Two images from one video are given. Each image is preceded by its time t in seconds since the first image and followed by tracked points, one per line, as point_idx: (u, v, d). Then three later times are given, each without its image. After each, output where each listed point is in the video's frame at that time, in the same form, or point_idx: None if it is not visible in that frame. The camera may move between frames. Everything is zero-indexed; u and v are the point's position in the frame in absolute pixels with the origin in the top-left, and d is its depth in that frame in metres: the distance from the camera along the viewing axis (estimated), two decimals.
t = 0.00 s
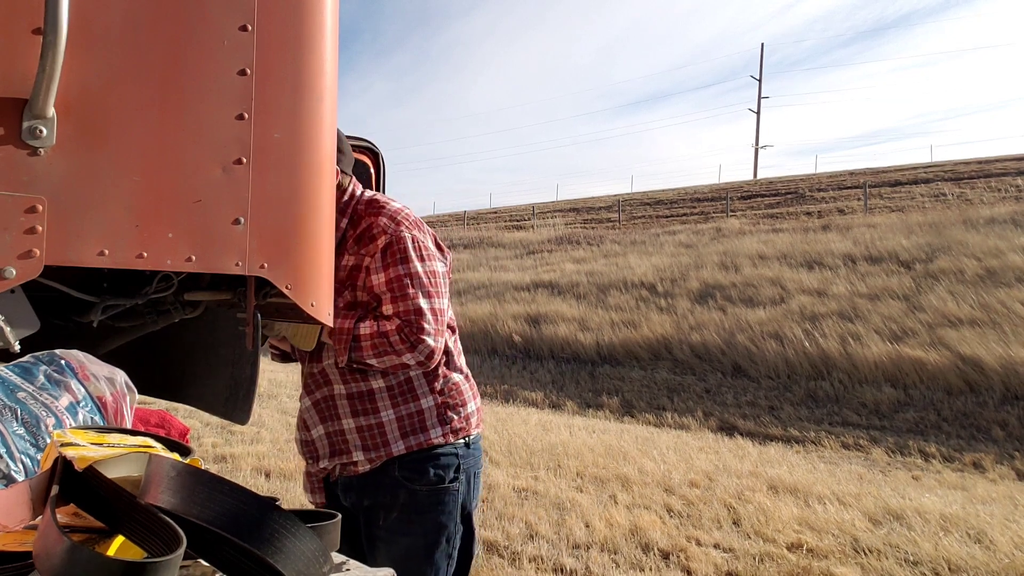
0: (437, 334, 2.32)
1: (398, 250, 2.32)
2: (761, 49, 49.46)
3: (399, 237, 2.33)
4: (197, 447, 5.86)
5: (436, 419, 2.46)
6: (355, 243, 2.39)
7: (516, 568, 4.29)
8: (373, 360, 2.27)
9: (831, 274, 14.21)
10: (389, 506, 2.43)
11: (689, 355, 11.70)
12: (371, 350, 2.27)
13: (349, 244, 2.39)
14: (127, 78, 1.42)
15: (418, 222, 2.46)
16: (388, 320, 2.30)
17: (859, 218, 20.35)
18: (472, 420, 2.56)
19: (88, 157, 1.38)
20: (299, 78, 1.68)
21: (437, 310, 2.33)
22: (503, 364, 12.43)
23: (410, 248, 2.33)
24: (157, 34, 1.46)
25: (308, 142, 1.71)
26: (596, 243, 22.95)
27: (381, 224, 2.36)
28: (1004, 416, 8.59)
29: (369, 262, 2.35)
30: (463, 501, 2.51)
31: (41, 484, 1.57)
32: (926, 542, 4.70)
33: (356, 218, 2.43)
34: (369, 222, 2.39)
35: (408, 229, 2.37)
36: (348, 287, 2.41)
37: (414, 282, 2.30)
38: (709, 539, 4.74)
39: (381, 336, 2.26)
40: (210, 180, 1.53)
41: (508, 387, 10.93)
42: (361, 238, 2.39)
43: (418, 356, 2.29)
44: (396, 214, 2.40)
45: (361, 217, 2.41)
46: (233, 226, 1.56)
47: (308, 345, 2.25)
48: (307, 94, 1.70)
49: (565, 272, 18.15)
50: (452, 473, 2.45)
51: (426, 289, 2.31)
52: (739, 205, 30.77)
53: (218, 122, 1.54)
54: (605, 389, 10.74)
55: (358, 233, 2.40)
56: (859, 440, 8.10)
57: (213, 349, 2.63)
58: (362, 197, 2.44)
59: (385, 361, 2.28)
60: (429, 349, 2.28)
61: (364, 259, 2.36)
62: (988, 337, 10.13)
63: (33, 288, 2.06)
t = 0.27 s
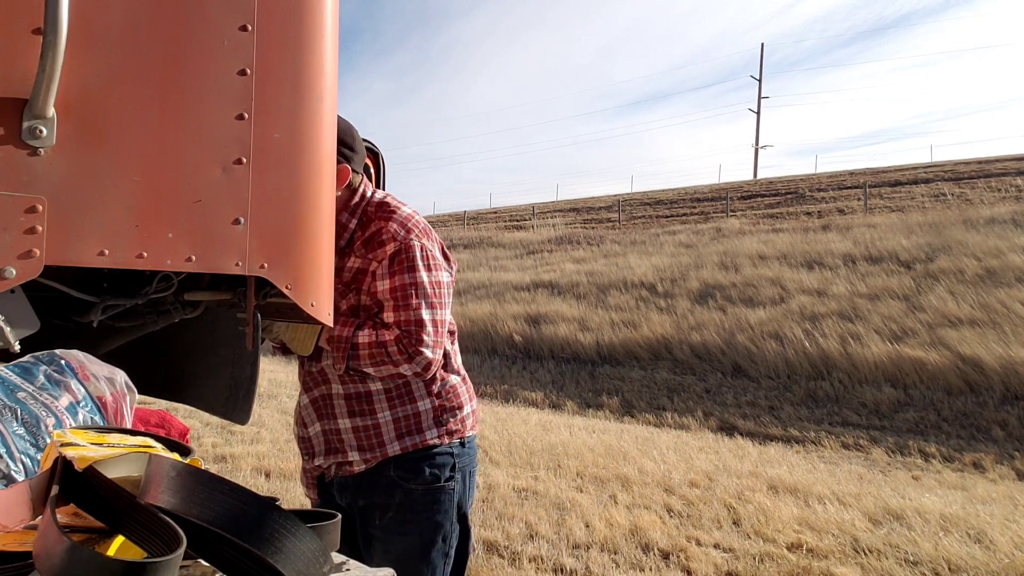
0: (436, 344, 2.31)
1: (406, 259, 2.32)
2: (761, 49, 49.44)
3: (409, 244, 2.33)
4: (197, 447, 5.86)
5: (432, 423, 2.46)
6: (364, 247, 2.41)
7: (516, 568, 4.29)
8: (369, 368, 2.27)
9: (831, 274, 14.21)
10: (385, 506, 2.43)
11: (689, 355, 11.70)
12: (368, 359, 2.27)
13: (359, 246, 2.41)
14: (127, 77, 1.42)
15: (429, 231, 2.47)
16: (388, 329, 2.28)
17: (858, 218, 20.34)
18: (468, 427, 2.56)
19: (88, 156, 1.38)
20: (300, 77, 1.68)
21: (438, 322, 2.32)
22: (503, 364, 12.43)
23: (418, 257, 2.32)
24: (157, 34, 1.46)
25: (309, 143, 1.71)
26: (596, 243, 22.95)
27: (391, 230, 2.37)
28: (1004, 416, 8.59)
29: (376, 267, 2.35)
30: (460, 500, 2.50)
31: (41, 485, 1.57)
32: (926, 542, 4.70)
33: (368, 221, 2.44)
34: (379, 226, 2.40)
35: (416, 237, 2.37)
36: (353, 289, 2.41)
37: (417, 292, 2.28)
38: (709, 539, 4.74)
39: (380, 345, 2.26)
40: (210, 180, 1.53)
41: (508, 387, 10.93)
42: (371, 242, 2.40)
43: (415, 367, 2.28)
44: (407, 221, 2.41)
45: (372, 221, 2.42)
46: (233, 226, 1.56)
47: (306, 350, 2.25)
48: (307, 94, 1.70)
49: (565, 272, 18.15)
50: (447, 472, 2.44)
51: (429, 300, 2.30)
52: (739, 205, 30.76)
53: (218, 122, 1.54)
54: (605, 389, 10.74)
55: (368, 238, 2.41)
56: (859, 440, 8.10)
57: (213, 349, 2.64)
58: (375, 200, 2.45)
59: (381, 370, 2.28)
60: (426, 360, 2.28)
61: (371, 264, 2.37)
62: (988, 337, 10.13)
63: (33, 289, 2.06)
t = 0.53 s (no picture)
0: (429, 361, 2.28)
1: (411, 271, 2.31)
2: (761, 49, 49.45)
3: (417, 258, 2.33)
4: (198, 447, 5.86)
5: (429, 427, 2.46)
6: (372, 256, 2.41)
7: (515, 568, 4.29)
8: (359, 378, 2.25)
9: (831, 274, 14.21)
10: (381, 507, 2.44)
11: (689, 355, 11.71)
12: (360, 368, 2.25)
13: (367, 255, 2.42)
14: (127, 77, 1.42)
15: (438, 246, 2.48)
16: (383, 340, 2.27)
17: (858, 218, 20.34)
18: (464, 435, 2.55)
19: (88, 156, 1.38)
20: (300, 78, 1.69)
21: (435, 337, 2.30)
22: (503, 364, 12.43)
23: (424, 271, 2.31)
24: (157, 34, 1.46)
25: (309, 143, 1.71)
26: (596, 243, 22.95)
27: (400, 241, 2.37)
28: (1004, 416, 8.59)
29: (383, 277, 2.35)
30: (456, 499, 2.51)
31: (41, 485, 1.57)
32: (926, 542, 4.70)
33: (379, 230, 2.45)
34: (389, 237, 2.40)
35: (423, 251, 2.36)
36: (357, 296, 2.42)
37: (416, 305, 2.26)
38: (709, 539, 4.74)
39: (375, 355, 2.24)
40: (210, 180, 1.53)
41: (508, 387, 10.93)
42: (379, 251, 2.40)
43: (405, 381, 2.25)
44: (416, 234, 2.41)
45: (383, 230, 2.43)
46: (233, 226, 1.56)
47: (300, 352, 2.24)
48: (307, 94, 1.70)
49: (565, 272, 18.16)
50: (444, 472, 2.44)
51: (428, 314, 2.28)
52: (739, 205, 30.76)
53: (218, 122, 1.54)
54: (605, 389, 10.74)
55: (378, 248, 2.41)
56: (859, 440, 8.10)
57: (213, 349, 2.64)
58: (388, 209, 2.46)
59: (372, 381, 2.26)
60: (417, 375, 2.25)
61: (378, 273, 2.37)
62: (988, 337, 10.13)
63: (33, 289, 2.06)
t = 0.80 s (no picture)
0: (426, 366, 2.28)
1: (412, 276, 2.31)
2: (761, 49, 49.43)
3: (418, 263, 2.33)
4: (198, 447, 5.86)
5: (429, 429, 2.46)
6: (374, 259, 2.41)
7: (515, 568, 4.29)
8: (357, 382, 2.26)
9: (831, 274, 14.21)
10: (381, 508, 2.44)
11: (689, 355, 11.71)
12: (357, 372, 2.26)
13: (368, 258, 2.42)
14: (127, 78, 1.42)
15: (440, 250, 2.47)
16: (381, 345, 2.27)
17: (858, 218, 20.34)
18: (462, 438, 2.56)
19: (87, 156, 1.38)
20: (300, 77, 1.69)
21: (434, 342, 2.30)
22: (503, 364, 12.43)
23: (425, 275, 2.31)
24: (157, 34, 1.46)
25: (309, 143, 1.71)
26: (596, 243, 22.96)
27: (401, 245, 2.37)
28: (1004, 416, 8.58)
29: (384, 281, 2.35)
30: (456, 500, 2.51)
31: (41, 485, 1.57)
32: (926, 541, 4.70)
33: (381, 233, 2.45)
34: (391, 241, 2.40)
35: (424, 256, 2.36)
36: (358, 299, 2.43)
37: (416, 310, 2.26)
38: (709, 539, 4.75)
39: (371, 360, 2.25)
40: (210, 180, 1.53)
41: (508, 387, 10.93)
42: (380, 255, 2.40)
43: (402, 386, 2.26)
44: (418, 238, 2.41)
45: (385, 234, 2.43)
46: (233, 225, 1.56)
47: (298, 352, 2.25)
48: (307, 95, 1.70)
49: (565, 272, 18.16)
50: (444, 474, 2.45)
51: (427, 319, 2.28)
52: (739, 205, 30.76)
53: (218, 122, 1.54)
54: (605, 389, 10.74)
55: (380, 251, 2.41)
56: (859, 440, 8.10)
57: (212, 349, 2.64)
58: (390, 213, 2.46)
59: (368, 385, 2.26)
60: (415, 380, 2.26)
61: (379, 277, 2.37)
62: (988, 337, 10.13)
63: (33, 289, 2.06)
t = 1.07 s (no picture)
0: (437, 353, 2.30)
1: (416, 264, 2.32)
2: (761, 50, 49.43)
3: (420, 251, 2.34)
4: (198, 447, 5.86)
5: (429, 425, 2.48)
6: (376, 249, 2.41)
7: (515, 568, 4.29)
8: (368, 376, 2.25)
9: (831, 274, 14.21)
10: (379, 509, 2.43)
11: (689, 355, 11.71)
12: (368, 367, 2.25)
13: (370, 249, 2.42)
14: (127, 77, 1.43)
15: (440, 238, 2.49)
16: (390, 336, 2.27)
17: (858, 218, 20.33)
18: (463, 433, 2.58)
19: (88, 156, 1.38)
20: (300, 77, 1.69)
21: (442, 330, 2.32)
22: (503, 364, 12.43)
23: (429, 264, 2.33)
24: (157, 35, 1.47)
25: (309, 143, 1.71)
26: (596, 243, 22.96)
27: (403, 235, 2.38)
28: (1004, 416, 8.58)
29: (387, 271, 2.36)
30: (453, 501, 2.52)
31: (41, 485, 1.57)
32: (926, 541, 4.70)
33: (381, 223, 2.45)
34: (392, 231, 2.40)
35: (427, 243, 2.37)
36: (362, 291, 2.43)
37: (423, 298, 2.28)
38: (710, 539, 4.74)
39: (382, 352, 2.24)
40: (210, 180, 1.53)
41: (508, 387, 10.93)
42: (380, 246, 2.40)
43: (415, 375, 2.27)
44: (419, 228, 2.41)
45: (386, 224, 2.43)
46: (233, 226, 1.56)
47: (302, 358, 2.22)
48: (307, 94, 1.71)
49: (565, 272, 18.16)
50: (443, 474, 2.46)
51: (434, 307, 2.30)
52: (739, 205, 30.75)
53: (218, 122, 1.54)
54: (605, 389, 10.73)
55: (381, 241, 2.41)
56: (859, 440, 8.10)
57: (213, 350, 2.64)
58: (389, 204, 2.46)
59: (380, 379, 2.26)
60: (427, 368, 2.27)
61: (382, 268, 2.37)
62: (988, 337, 10.13)
63: (33, 289, 2.06)
